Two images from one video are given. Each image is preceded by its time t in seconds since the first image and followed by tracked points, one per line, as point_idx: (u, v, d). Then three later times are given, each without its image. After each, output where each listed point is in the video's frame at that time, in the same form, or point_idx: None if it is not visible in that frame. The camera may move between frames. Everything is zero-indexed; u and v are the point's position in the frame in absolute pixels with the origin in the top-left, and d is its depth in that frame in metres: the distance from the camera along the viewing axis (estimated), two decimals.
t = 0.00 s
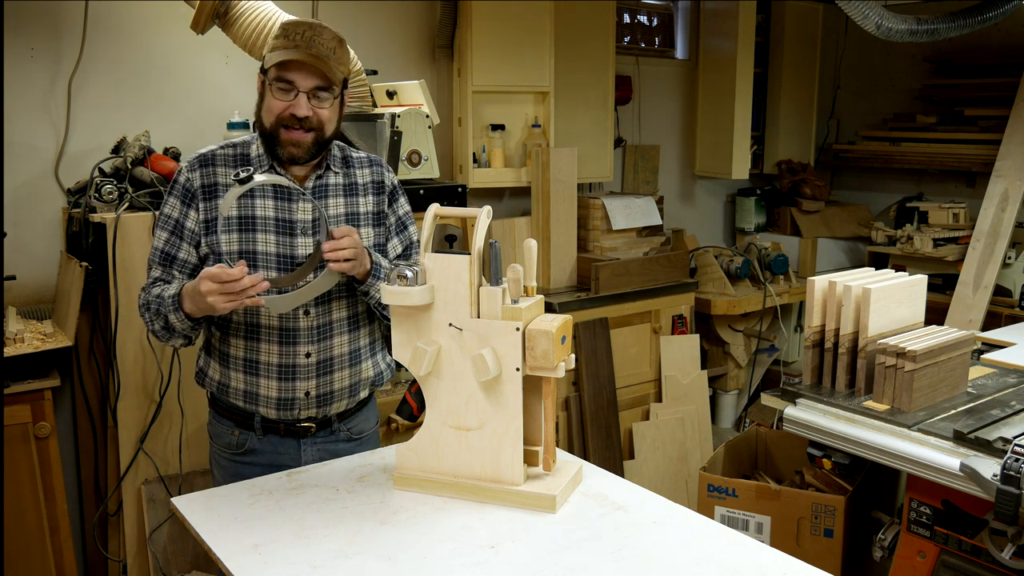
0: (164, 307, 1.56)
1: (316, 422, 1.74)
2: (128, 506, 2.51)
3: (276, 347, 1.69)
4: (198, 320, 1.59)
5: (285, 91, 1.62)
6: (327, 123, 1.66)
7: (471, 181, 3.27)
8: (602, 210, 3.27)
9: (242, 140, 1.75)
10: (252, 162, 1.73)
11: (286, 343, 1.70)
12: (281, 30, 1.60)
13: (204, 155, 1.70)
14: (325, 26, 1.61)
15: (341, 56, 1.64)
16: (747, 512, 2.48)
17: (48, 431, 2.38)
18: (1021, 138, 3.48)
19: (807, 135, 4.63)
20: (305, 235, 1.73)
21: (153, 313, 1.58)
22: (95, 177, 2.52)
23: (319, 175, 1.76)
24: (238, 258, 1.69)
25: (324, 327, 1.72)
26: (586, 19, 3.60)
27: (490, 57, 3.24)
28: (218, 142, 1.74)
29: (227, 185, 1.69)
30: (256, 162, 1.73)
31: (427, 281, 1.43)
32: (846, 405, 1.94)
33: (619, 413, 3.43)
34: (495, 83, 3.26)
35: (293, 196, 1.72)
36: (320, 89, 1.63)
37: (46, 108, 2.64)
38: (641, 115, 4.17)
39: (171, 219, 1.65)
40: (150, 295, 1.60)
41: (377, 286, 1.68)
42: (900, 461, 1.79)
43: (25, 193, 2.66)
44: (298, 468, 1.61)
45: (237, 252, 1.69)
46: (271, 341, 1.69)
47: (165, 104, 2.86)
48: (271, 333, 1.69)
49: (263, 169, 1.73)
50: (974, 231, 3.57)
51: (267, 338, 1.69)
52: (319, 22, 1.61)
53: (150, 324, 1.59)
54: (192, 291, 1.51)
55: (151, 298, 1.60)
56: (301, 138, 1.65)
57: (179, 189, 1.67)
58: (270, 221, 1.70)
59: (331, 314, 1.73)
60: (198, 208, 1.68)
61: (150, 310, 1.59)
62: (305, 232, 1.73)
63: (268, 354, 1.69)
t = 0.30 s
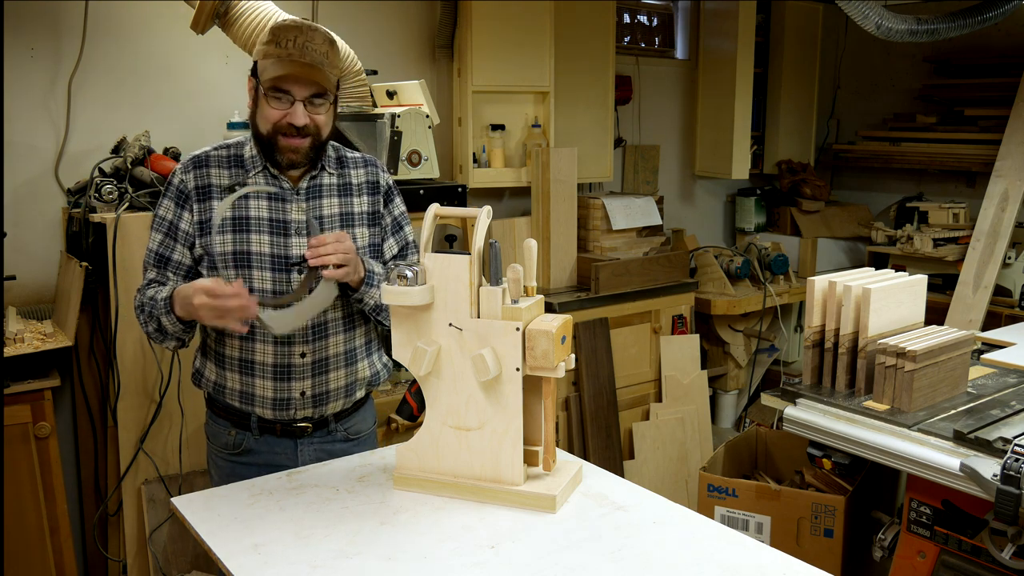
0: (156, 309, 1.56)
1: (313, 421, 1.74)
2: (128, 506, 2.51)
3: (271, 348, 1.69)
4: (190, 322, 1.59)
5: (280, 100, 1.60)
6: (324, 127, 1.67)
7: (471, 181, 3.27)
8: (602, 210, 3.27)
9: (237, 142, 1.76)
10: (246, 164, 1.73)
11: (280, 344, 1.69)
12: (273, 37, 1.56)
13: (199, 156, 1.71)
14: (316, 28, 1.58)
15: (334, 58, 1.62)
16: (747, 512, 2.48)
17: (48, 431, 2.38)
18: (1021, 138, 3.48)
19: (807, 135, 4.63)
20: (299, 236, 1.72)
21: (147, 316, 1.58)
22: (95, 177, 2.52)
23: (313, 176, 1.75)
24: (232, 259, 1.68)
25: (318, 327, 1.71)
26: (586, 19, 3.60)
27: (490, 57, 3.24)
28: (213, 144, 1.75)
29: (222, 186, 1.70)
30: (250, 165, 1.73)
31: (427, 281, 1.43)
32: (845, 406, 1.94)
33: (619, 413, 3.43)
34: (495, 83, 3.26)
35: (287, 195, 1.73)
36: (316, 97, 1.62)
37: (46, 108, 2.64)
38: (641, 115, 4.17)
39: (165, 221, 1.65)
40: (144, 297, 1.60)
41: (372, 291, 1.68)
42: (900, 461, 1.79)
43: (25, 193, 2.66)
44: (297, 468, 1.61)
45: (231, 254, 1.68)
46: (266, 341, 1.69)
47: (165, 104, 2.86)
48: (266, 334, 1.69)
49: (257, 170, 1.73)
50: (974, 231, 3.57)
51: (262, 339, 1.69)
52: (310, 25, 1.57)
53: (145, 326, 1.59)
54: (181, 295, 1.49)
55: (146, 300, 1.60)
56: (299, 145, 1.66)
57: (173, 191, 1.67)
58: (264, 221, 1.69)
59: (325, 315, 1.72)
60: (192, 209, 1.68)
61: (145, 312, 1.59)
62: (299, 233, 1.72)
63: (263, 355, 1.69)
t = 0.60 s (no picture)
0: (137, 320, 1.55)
1: (311, 422, 1.74)
2: (128, 506, 2.51)
3: (270, 349, 1.68)
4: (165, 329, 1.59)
5: (283, 109, 1.60)
6: (326, 131, 1.67)
7: (471, 181, 3.28)
8: (602, 210, 3.27)
9: (232, 142, 1.73)
10: (242, 165, 1.71)
11: (279, 346, 1.69)
12: (272, 46, 1.55)
13: (193, 157, 1.69)
14: (313, 33, 1.57)
15: (333, 61, 1.61)
16: (747, 512, 2.48)
17: (48, 431, 2.38)
18: (1021, 138, 3.48)
19: (807, 135, 4.63)
20: (296, 237, 1.74)
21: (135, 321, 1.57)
22: (95, 177, 2.52)
23: (309, 177, 1.75)
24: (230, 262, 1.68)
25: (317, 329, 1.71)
26: (586, 19, 3.60)
27: (490, 57, 3.24)
28: (207, 144, 1.73)
29: (217, 187, 1.69)
30: (246, 166, 1.71)
31: (427, 281, 1.43)
32: (846, 406, 1.94)
33: (619, 413, 3.43)
34: (495, 83, 3.26)
35: (284, 197, 1.73)
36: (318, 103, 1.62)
37: (46, 108, 2.64)
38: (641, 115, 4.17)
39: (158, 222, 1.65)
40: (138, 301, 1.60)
41: (380, 306, 1.67)
42: (900, 461, 1.79)
43: (25, 193, 2.66)
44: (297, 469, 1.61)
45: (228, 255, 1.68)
46: (264, 343, 1.68)
47: (165, 104, 2.86)
48: (264, 335, 1.68)
49: (253, 171, 1.71)
50: (974, 231, 3.57)
51: (260, 340, 1.68)
52: (308, 31, 1.56)
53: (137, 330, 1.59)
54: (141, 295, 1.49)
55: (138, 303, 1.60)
56: (303, 151, 1.66)
57: (167, 192, 1.67)
58: (261, 223, 1.71)
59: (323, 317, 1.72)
60: (186, 211, 1.68)
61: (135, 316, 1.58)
62: (296, 234, 1.74)
63: (261, 357, 1.68)
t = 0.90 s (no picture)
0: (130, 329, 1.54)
1: (308, 423, 1.74)
2: (128, 506, 2.51)
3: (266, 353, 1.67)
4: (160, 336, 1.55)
5: (274, 117, 1.54)
6: (318, 134, 1.61)
7: (471, 181, 3.28)
8: (602, 210, 3.27)
9: (224, 144, 1.71)
10: (235, 167, 1.68)
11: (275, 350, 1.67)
12: (260, 52, 1.48)
13: (185, 160, 1.67)
14: (302, 36, 1.50)
15: (324, 64, 1.54)
16: (747, 512, 2.48)
17: (48, 430, 2.38)
18: (1021, 138, 3.48)
19: (807, 135, 4.63)
20: (291, 240, 1.69)
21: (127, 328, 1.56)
22: (95, 177, 2.52)
23: (303, 178, 1.71)
24: (224, 266, 1.66)
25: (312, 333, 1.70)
26: (585, 19, 3.60)
27: (490, 57, 3.24)
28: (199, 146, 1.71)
29: (210, 191, 1.66)
30: (239, 168, 1.67)
31: (427, 281, 1.43)
32: (845, 405, 1.94)
33: (619, 413, 3.43)
34: (495, 83, 3.26)
35: (278, 199, 1.69)
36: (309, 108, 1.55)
37: (46, 108, 2.64)
38: (641, 115, 4.17)
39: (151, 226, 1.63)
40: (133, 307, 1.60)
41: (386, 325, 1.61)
42: (900, 461, 1.79)
43: (25, 193, 2.66)
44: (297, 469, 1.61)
45: (222, 259, 1.66)
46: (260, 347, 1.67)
47: (165, 104, 2.86)
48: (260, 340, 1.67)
49: (245, 173, 1.67)
50: (974, 231, 3.57)
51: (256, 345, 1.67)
52: (294, 32, 1.49)
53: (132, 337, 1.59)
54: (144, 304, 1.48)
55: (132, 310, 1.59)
56: (295, 156, 1.61)
57: (159, 195, 1.65)
58: (255, 226, 1.67)
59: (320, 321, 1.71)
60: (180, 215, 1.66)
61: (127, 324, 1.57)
62: (291, 236, 1.70)
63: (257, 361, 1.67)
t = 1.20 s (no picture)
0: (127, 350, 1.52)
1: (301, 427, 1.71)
2: (128, 505, 2.51)
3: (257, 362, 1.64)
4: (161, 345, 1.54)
5: (256, 128, 1.48)
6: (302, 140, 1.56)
7: (471, 181, 3.28)
8: (602, 210, 3.26)
9: (207, 147, 1.63)
10: (219, 173, 1.61)
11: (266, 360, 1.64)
12: (237, 62, 1.43)
13: (169, 167, 1.60)
14: (277, 42, 1.46)
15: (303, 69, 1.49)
16: (747, 512, 2.48)
17: (48, 430, 2.38)
18: (1021, 138, 3.48)
19: (807, 135, 4.63)
20: (278, 246, 1.62)
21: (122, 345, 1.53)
22: (95, 177, 2.52)
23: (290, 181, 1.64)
24: (211, 276, 1.60)
25: (304, 340, 1.67)
26: (585, 19, 3.60)
27: (490, 58, 3.24)
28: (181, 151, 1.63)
29: (194, 198, 1.59)
30: (223, 174, 1.61)
31: (427, 281, 1.43)
32: (845, 405, 1.94)
33: (619, 413, 3.43)
34: (495, 83, 3.26)
35: (264, 204, 1.62)
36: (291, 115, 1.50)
37: (46, 108, 2.64)
38: (641, 115, 4.17)
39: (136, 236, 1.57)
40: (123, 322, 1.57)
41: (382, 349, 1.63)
42: (900, 462, 1.78)
43: (25, 193, 2.66)
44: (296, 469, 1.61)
45: (210, 268, 1.60)
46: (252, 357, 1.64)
47: (164, 104, 2.86)
48: (251, 350, 1.63)
49: (230, 180, 1.60)
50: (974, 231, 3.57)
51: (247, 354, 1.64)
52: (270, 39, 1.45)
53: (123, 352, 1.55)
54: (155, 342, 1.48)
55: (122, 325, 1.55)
56: (281, 165, 1.56)
57: (143, 204, 1.58)
58: (242, 235, 1.60)
59: (311, 328, 1.68)
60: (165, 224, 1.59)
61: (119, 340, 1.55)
62: (279, 243, 1.63)
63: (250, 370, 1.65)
